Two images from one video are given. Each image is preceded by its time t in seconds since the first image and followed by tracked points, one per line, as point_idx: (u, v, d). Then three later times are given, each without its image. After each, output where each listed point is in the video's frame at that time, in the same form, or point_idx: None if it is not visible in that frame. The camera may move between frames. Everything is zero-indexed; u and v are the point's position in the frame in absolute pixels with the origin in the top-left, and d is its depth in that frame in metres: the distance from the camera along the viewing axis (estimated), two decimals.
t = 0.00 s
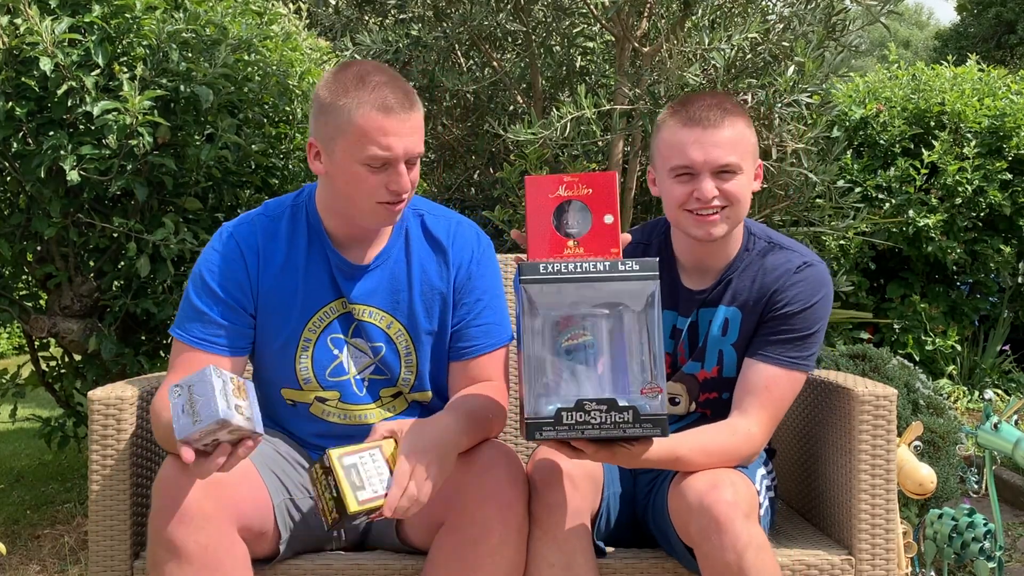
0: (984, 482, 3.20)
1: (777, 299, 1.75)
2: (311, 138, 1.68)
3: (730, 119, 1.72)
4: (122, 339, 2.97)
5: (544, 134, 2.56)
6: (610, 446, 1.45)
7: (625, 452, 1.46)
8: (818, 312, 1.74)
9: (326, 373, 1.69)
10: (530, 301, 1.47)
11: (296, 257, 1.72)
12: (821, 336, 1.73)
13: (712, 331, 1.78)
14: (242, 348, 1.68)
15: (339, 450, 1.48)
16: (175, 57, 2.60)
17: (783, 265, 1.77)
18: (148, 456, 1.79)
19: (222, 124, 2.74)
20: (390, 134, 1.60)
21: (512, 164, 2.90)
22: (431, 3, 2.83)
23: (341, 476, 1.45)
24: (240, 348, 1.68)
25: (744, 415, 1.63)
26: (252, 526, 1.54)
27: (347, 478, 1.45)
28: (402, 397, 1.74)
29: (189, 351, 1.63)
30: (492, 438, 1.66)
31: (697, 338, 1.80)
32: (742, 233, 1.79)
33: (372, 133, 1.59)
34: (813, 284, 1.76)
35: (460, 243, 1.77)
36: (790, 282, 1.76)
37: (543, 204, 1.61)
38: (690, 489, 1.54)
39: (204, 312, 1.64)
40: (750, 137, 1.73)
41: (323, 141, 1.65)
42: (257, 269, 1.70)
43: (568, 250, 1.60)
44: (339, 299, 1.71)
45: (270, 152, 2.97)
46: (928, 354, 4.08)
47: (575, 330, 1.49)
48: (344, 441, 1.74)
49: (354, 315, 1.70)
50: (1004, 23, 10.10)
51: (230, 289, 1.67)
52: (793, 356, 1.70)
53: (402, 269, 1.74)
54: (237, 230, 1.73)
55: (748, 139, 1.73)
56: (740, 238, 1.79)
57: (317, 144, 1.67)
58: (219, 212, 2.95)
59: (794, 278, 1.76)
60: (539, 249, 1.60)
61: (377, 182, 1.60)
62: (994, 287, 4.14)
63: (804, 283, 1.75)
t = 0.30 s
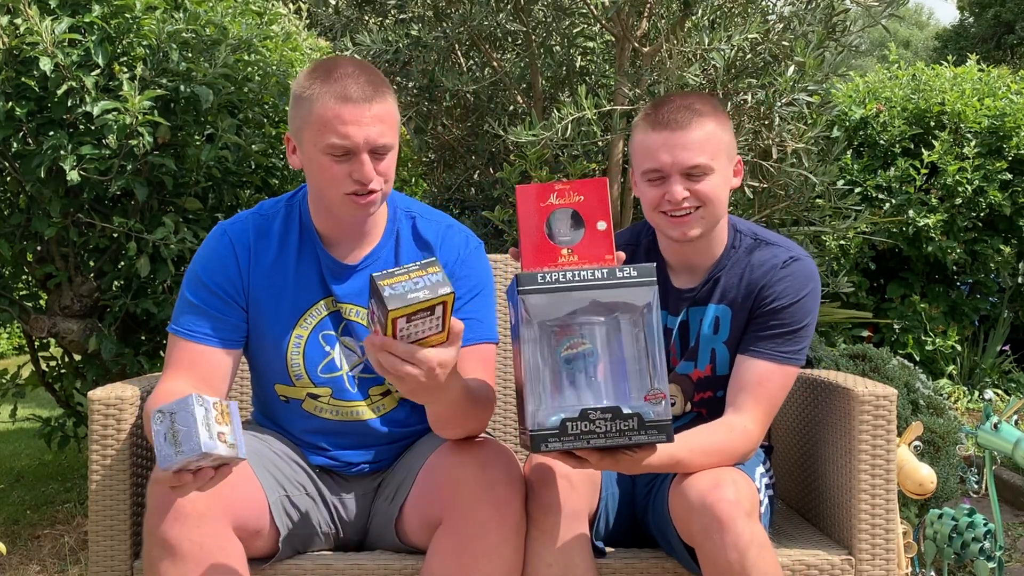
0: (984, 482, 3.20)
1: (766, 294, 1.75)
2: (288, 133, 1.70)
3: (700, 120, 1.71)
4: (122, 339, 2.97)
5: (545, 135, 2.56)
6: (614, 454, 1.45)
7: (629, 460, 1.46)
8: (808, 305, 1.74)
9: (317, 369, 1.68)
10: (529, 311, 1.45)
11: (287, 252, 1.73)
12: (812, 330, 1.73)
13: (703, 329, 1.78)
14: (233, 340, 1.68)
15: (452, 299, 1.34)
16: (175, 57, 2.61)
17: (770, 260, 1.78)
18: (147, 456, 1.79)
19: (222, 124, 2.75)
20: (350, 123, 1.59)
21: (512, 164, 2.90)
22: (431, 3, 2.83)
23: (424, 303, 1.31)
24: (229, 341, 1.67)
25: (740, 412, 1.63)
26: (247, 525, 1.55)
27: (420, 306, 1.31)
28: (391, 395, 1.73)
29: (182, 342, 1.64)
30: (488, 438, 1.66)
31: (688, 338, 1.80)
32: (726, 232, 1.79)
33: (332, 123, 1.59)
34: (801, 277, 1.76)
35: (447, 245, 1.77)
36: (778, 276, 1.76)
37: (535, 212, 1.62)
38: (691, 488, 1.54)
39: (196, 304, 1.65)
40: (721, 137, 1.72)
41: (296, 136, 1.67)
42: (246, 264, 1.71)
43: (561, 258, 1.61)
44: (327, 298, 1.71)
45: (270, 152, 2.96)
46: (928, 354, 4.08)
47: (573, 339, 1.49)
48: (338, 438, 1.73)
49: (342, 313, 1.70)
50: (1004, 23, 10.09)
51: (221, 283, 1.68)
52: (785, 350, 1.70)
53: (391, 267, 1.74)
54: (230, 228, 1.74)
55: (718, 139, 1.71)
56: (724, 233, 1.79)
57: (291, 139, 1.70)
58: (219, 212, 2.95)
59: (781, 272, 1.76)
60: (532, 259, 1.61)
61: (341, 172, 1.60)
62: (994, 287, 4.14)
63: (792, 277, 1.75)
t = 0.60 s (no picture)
0: (984, 482, 3.21)
1: (759, 290, 1.75)
2: (285, 131, 1.71)
3: (672, 124, 1.69)
4: (122, 339, 2.97)
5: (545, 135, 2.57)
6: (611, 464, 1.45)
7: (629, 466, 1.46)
8: (802, 299, 1.75)
9: (314, 371, 1.68)
10: (539, 323, 1.43)
11: (283, 256, 1.73)
12: (808, 326, 1.73)
13: (698, 326, 1.78)
14: (229, 342, 1.67)
15: (465, 276, 1.34)
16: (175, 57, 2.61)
17: (764, 256, 1.78)
18: (147, 456, 1.79)
19: (222, 124, 2.75)
20: (349, 120, 1.59)
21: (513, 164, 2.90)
22: (431, 3, 2.83)
23: (437, 270, 1.33)
24: (225, 343, 1.67)
25: (738, 408, 1.63)
26: (246, 525, 1.56)
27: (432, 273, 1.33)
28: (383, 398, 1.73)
29: (179, 346, 1.64)
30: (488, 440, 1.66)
31: (682, 334, 1.79)
32: (715, 232, 1.80)
33: (330, 120, 1.59)
34: (795, 272, 1.76)
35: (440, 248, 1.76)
36: (772, 271, 1.76)
37: (554, 216, 1.44)
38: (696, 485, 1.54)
39: (193, 307, 1.65)
40: (694, 140, 1.70)
41: (291, 134, 1.67)
42: (242, 267, 1.71)
43: (580, 266, 1.45)
44: (321, 300, 1.71)
45: (270, 152, 2.97)
46: (928, 354, 4.08)
47: (583, 350, 1.44)
48: (333, 439, 1.73)
49: (335, 316, 1.70)
50: (1004, 24, 10.08)
51: (217, 286, 1.68)
52: (782, 346, 1.70)
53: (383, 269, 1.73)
54: (227, 230, 1.74)
55: (692, 143, 1.70)
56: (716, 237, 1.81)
57: (286, 136, 1.70)
58: (219, 212, 2.95)
59: (774, 268, 1.77)
60: (550, 266, 1.45)
61: (338, 169, 1.60)
62: (995, 287, 4.14)
63: (784, 272, 1.76)
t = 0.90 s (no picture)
0: (984, 482, 3.21)
1: (761, 289, 1.76)
2: (292, 130, 1.71)
3: (673, 125, 1.70)
4: (122, 339, 2.97)
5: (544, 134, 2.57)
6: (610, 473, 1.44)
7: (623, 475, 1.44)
8: (803, 300, 1.74)
9: (315, 373, 1.69)
10: (533, 337, 1.42)
11: (286, 257, 1.72)
12: (808, 325, 1.73)
13: (699, 324, 1.78)
14: (231, 343, 1.67)
15: (470, 286, 1.35)
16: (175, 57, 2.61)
17: (767, 256, 1.78)
18: (146, 456, 1.79)
19: (222, 124, 2.75)
20: (359, 125, 1.59)
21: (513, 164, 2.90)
22: (431, 3, 2.83)
23: (441, 282, 1.33)
24: (227, 343, 1.66)
25: (734, 406, 1.63)
26: (246, 526, 1.56)
27: (437, 284, 1.34)
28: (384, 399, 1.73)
29: (182, 346, 1.64)
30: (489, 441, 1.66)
31: (684, 331, 1.80)
32: (718, 232, 1.81)
33: (340, 124, 1.59)
34: (798, 272, 1.76)
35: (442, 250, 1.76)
36: (774, 271, 1.76)
37: (549, 230, 1.44)
38: (694, 485, 1.55)
39: (197, 307, 1.65)
40: (693, 144, 1.71)
41: (300, 134, 1.67)
42: (246, 268, 1.70)
43: (575, 278, 1.45)
44: (323, 301, 1.71)
45: (270, 152, 2.97)
46: (928, 354, 4.08)
47: (577, 363, 1.44)
48: (334, 440, 1.73)
49: (337, 317, 1.70)
50: (1004, 23, 10.06)
51: (220, 286, 1.67)
52: (783, 345, 1.70)
53: (384, 271, 1.73)
54: (230, 230, 1.73)
55: (690, 146, 1.70)
56: (719, 233, 1.81)
57: (294, 136, 1.70)
58: (219, 212, 2.95)
59: (776, 267, 1.77)
60: (546, 279, 1.44)
61: (345, 173, 1.60)
62: (994, 287, 4.14)
63: (787, 272, 1.76)
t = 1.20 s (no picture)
0: (984, 482, 3.21)
1: (770, 291, 1.76)
2: (300, 130, 1.71)
3: (689, 121, 1.72)
4: (122, 339, 2.97)
5: (544, 133, 2.57)
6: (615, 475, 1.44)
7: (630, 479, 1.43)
8: (812, 303, 1.75)
9: (318, 373, 1.69)
10: (544, 333, 1.41)
11: (291, 258, 1.72)
12: (815, 328, 1.74)
13: (706, 322, 1.78)
14: (234, 343, 1.67)
15: (478, 293, 1.34)
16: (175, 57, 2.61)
17: (777, 258, 1.78)
18: (147, 455, 1.79)
19: (222, 124, 2.75)
20: (368, 126, 1.60)
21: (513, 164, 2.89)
22: (431, 3, 2.83)
23: (450, 289, 1.32)
24: (229, 343, 1.66)
25: (740, 406, 1.63)
26: (246, 526, 1.56)
27: (445, 291, 1.32)
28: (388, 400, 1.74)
29: (185, 345, 1.63)
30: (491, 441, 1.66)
31: (689, 329, 1.79)
32: (729, 232, 1.80)
33: (349, 124, 1.59)
34: (807, 275, 1.77)
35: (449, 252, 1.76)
36: (784, 273, 1.76)
37: (565, 227, 1.43)
38: (705, 485, 1.55)
39: (201, 306, 1.64)
40: (705, 143, 1.71)
41: (308, 134, 1.67)
42: (252, 269, 1.70)
43: (588, 276, 1.45)
44: (328, 302, 1.71)
45: (270, 152, 2.97)
46: (928, 354, 4.08)
47: (586, 362, 1.44)
48: (336, 440, 1.73)
49: (341, 318, 1.70)
50: (1004, 23, 10.06)
51: (224, 285, 1.67)
52: (789, 347, 1.70)
53: (388, 272, 1.73)
54: (236, 230, 1.73)
55: (701, 145, 1.71)
56: (729, 236, 1.80)
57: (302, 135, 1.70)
58: (219, 212, 2.95)
59: (787, 269, 1.77)
60: (559, 277, 1.44)
61: (353, 174, 1.60)
62: (995, 287, 4.14)
63: (797, 275, 1.76)
